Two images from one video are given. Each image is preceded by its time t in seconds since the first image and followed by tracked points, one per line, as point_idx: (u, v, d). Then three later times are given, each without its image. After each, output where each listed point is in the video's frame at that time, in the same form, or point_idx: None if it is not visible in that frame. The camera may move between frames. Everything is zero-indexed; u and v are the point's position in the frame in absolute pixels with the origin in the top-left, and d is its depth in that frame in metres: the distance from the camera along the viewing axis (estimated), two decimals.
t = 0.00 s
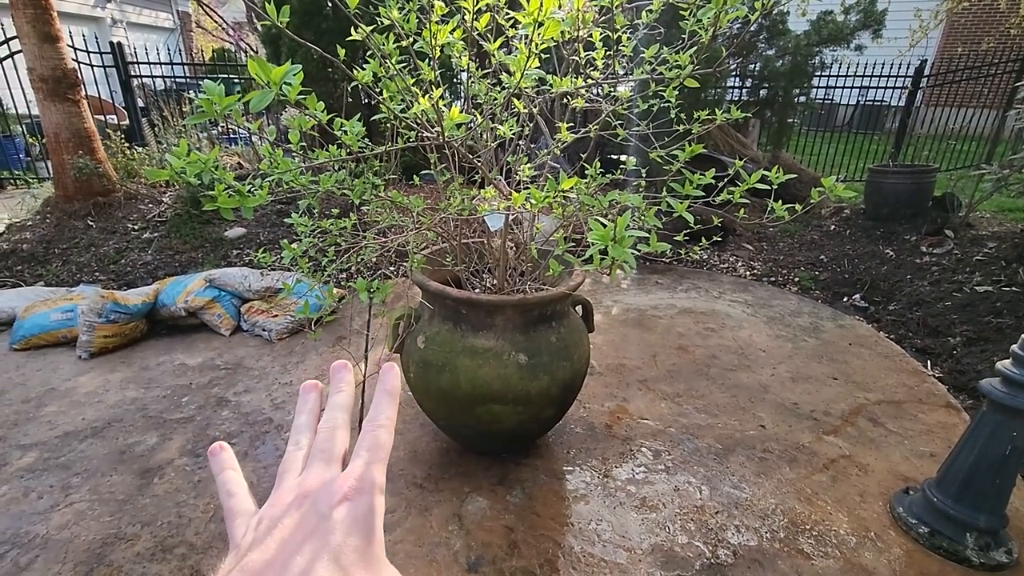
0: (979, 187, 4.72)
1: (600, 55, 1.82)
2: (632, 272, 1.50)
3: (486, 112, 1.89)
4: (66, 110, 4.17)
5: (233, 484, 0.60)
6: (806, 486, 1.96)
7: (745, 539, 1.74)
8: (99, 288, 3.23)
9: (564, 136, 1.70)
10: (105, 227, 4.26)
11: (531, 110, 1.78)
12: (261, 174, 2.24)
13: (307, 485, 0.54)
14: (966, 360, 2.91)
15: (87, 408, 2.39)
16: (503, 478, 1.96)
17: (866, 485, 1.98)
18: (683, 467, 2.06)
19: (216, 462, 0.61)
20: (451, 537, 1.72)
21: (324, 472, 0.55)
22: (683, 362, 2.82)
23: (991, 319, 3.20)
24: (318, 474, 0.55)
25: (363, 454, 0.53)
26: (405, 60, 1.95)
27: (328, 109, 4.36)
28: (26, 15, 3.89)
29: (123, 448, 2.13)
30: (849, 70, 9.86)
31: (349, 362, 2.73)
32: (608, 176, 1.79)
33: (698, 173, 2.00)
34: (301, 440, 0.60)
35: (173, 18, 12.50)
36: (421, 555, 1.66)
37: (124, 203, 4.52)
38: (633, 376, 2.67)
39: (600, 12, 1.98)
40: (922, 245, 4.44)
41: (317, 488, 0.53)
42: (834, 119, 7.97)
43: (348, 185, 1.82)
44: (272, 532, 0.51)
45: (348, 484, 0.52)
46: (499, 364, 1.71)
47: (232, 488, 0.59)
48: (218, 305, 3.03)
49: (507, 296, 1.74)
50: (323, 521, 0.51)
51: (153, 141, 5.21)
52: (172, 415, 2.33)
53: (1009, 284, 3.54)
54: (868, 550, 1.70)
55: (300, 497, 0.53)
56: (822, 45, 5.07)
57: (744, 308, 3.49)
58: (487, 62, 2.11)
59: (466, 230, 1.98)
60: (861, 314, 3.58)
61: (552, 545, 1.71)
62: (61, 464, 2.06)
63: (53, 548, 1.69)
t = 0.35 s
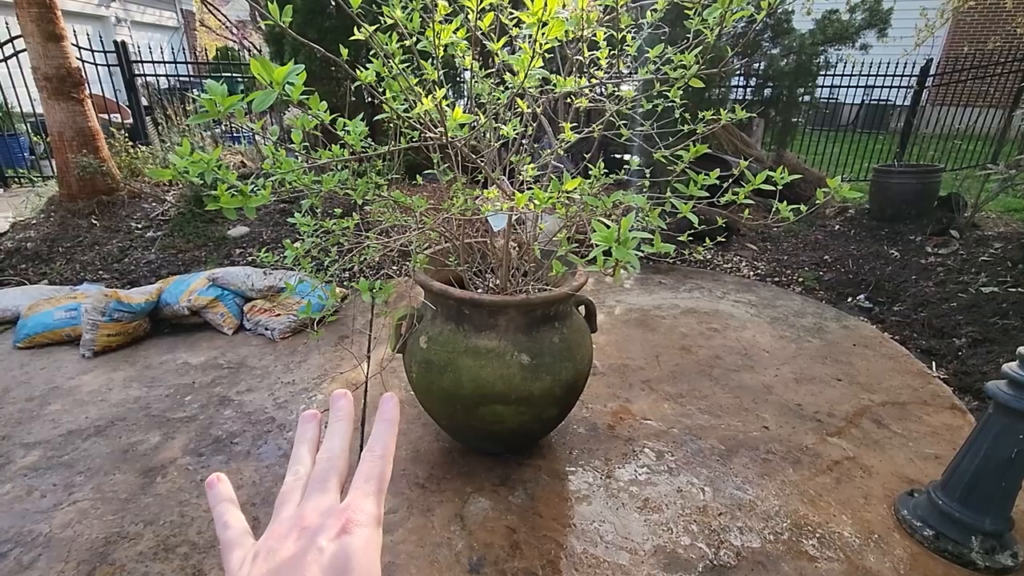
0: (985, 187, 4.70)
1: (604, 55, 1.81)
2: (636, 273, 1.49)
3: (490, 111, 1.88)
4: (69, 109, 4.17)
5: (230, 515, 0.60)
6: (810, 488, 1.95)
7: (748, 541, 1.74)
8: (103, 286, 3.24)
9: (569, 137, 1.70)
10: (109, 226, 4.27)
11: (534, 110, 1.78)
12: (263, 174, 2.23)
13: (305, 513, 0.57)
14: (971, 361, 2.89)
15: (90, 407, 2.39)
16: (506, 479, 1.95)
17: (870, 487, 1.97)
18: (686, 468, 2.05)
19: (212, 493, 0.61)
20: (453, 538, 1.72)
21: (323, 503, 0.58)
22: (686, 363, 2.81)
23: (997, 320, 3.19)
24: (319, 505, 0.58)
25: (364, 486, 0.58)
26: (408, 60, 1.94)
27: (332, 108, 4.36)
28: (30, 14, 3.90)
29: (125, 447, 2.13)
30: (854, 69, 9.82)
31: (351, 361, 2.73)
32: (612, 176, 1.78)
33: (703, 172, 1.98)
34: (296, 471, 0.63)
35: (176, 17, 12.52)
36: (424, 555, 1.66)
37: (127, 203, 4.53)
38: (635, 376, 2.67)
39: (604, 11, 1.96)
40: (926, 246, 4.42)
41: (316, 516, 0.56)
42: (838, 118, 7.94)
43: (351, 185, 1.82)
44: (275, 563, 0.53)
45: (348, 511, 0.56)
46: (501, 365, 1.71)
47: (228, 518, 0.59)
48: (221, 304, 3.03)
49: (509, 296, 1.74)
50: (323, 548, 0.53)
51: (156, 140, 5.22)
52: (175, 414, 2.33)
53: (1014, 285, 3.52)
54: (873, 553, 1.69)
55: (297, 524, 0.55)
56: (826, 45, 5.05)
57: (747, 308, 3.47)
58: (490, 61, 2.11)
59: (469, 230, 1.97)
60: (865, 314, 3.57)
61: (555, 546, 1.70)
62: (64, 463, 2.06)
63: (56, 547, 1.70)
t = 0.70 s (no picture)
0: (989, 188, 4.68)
1: (607, 55, 1.80)
2: (637, 275, 1.49)
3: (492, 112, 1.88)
4: (72, 107, 4.17)
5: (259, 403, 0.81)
6: (811, 491, 1.94)
7: (749, 544, 1.73)
8: (104, 285, 3.24)
9: (571, 138, 1.69)
10: (111, 225, 4.28)
11: (536, 110, 1.77)
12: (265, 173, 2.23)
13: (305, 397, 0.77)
14: (974, 364, 2.88)
15: (91, 406, 2.39)
16: (506, 479, 1.95)
17: (872, 490, 1.96)
18: (687, 470, 2.04)
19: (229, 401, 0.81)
20: (453, 538, 1.71)
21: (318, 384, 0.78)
22: (687, 364, 2.81)
23: (1000, 323, 3.17)
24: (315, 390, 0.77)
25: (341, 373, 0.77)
26: (410, 59, 1.93)
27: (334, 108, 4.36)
28: (33, 12, 3.90)
29: (126, 446, 2.13)
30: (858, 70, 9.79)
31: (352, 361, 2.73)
32: (614, 177, 1.77)
33: (706, 174, 1.97)
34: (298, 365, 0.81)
35: (179, 16, 12.54)
36: (423, 556, 1.65)
37: (130, 201, 4.54)
38: (637, 377, 2.66)
39: (608, 11, 1.95)
40: (930, 248, 4.40)
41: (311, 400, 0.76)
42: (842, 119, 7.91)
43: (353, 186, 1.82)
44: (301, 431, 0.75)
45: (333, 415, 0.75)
46: (502, 366, 1.70)
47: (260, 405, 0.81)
48: (222, 303, 3.03)
49: (511, 297, 1.74)
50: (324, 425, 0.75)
51: (159, 138, 5.22)
52: (175, 413, 2.33)
53: (1018, 288, 3.51)
54: (874, 556, 1.68)
55: (291, 418, 0.76)
56: (830, 45, 5.03)
57: (749, 310, 3.47)
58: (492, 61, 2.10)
59: (470, 230, 1.97)
60: (868, 316, 3.55)
61: (555, 548, 1.69)
62: (64, 461, 2.06)
63: (56, 546, 1.70)
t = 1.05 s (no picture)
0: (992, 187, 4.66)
1: (609, 53, 1.79)
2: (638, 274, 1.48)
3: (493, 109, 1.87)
4: (74, 103, 4.17)
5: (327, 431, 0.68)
6: (812, 490, 1.94)
7: (749, 542, 1.73)
8: (106, 281, 3.24)
9: (572, 135, 1.68)
10: (113, 221, 4.28)
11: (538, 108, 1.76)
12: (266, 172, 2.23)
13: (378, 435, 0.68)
14: (976, 364, 2.87)
15: (93, 402, 2.39)
16: (507, 477, 1.95)
17: (873, 489, 1.96)
18: (687, 468, 2.04)
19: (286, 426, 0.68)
20: (453, 536, 1.72)
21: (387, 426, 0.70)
22: (688, 362, 2.81)
23: (1002, 322, 3.16)
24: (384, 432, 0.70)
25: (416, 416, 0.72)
26: (412, 56, 1.93)
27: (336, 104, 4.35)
28: (34, 8, 3.89)
29: (127, 442, 2.14)
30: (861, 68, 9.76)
31: (353, 358, 2.73)
32: (616, 175, 1.77)
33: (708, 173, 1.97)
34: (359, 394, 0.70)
35: (181, 12, 12.53)
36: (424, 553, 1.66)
37: (131, 197, 4.55)
38: (638, 376, 2.66)
39: (610, 8, 1.94)
40: (932, 246, 4.39)
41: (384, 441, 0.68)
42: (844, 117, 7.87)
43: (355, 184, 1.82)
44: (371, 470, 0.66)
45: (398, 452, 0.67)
46: (503, 364, 1.70)
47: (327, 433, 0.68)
48: (223, 300, 3.03)
49: (511, 295, 1.73)
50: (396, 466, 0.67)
51: (160, 135, 5.22)
52: (176, 409, 2.33)
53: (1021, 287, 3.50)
54: (874, 556, 1.68)
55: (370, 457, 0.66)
56: (833, 43, 5.01)
57: (751, 308, 3.46)
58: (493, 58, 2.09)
59: (471, 228, 1.96)
60: (870, 315, 3.55)
61: (555, 546, 1.69)
62: (66, 457, 2.06)
63: (58, 542, 1.70)
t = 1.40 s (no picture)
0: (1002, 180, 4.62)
1: (616, 41, 1.78)
2: (644, 263, 1.48)
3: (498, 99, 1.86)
4: (80, 95, 4.18)
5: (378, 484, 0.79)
6: (817, 482, 1.94)
7: (753, 533, 1.73)
8: (113, 273, 3.26)
9: (579, 124, 1.67)
10: (119, 213, 4.30)
11: (543, 97, 1.74)
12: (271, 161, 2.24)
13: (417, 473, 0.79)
14: (984, 357, 2.86)
15: (101, 391, 2.41)
16: (511, 468, 1.96)
17: (878, 482, 1.95)
18: (692, 460, 2.04)
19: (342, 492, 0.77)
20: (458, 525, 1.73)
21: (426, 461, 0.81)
22: (693, 355, 2.80)
23: (1011, 315, 3.14)
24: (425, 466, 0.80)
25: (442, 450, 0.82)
26: (418, 44, 1.92)
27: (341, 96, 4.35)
28: None
29: (135, 431, 2.15)
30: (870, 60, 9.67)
31: (358, 349, 2.74)
32: (623, 164, 1.76)
33: (715, 162, 1.95)
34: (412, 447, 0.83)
35: (186, 4, 12.53)
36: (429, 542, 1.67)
37: (137, 189, 4.56)
38: (643, 368, 2.66)
39: None
40: (941, 240, 4.35)
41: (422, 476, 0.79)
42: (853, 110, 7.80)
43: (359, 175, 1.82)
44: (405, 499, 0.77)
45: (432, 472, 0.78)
46: (508, 354, 1.70)
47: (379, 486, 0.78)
48: (229, 291, 3.05)
49: (517, 285, 1.74)
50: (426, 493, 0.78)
51: (166, 127, 5.23)
52: (184, 399, 2.35)
53: None
54: (879, 548, 1.68)
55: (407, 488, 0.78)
56: (843, 33, 4.96)
57: (756, 301, 3.45)
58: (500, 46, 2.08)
59: (476, 219, 1.96)
60: (877, 308, 3.53)
61: (559, 536, 1.70)
62: (75, 445, 2.08)
63: (68, 528, 1.72)
